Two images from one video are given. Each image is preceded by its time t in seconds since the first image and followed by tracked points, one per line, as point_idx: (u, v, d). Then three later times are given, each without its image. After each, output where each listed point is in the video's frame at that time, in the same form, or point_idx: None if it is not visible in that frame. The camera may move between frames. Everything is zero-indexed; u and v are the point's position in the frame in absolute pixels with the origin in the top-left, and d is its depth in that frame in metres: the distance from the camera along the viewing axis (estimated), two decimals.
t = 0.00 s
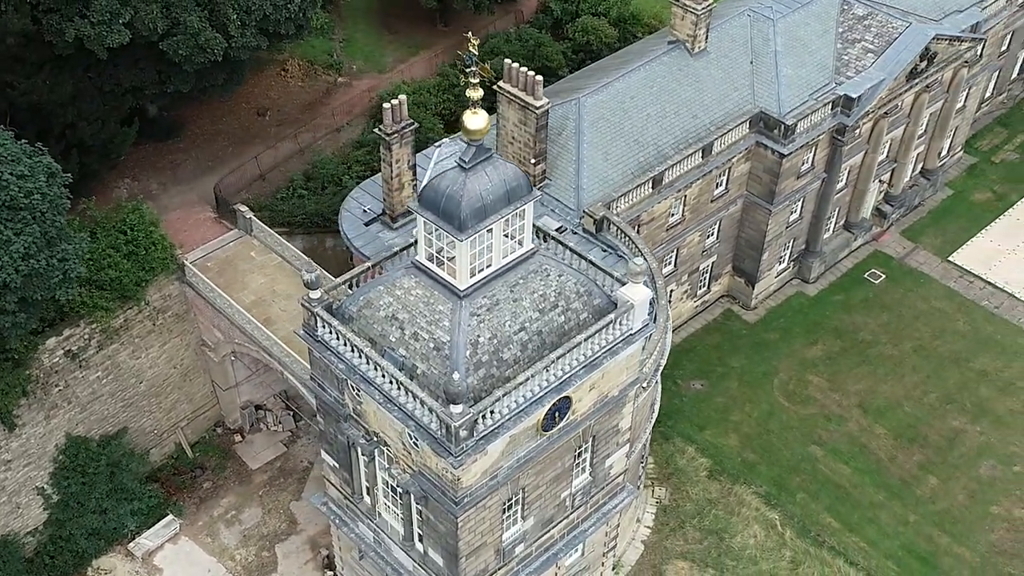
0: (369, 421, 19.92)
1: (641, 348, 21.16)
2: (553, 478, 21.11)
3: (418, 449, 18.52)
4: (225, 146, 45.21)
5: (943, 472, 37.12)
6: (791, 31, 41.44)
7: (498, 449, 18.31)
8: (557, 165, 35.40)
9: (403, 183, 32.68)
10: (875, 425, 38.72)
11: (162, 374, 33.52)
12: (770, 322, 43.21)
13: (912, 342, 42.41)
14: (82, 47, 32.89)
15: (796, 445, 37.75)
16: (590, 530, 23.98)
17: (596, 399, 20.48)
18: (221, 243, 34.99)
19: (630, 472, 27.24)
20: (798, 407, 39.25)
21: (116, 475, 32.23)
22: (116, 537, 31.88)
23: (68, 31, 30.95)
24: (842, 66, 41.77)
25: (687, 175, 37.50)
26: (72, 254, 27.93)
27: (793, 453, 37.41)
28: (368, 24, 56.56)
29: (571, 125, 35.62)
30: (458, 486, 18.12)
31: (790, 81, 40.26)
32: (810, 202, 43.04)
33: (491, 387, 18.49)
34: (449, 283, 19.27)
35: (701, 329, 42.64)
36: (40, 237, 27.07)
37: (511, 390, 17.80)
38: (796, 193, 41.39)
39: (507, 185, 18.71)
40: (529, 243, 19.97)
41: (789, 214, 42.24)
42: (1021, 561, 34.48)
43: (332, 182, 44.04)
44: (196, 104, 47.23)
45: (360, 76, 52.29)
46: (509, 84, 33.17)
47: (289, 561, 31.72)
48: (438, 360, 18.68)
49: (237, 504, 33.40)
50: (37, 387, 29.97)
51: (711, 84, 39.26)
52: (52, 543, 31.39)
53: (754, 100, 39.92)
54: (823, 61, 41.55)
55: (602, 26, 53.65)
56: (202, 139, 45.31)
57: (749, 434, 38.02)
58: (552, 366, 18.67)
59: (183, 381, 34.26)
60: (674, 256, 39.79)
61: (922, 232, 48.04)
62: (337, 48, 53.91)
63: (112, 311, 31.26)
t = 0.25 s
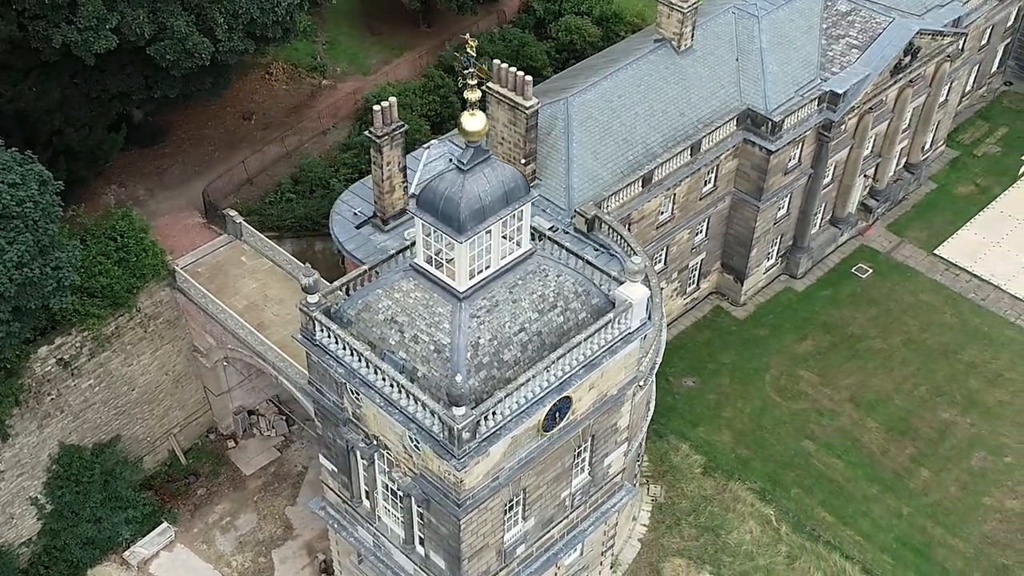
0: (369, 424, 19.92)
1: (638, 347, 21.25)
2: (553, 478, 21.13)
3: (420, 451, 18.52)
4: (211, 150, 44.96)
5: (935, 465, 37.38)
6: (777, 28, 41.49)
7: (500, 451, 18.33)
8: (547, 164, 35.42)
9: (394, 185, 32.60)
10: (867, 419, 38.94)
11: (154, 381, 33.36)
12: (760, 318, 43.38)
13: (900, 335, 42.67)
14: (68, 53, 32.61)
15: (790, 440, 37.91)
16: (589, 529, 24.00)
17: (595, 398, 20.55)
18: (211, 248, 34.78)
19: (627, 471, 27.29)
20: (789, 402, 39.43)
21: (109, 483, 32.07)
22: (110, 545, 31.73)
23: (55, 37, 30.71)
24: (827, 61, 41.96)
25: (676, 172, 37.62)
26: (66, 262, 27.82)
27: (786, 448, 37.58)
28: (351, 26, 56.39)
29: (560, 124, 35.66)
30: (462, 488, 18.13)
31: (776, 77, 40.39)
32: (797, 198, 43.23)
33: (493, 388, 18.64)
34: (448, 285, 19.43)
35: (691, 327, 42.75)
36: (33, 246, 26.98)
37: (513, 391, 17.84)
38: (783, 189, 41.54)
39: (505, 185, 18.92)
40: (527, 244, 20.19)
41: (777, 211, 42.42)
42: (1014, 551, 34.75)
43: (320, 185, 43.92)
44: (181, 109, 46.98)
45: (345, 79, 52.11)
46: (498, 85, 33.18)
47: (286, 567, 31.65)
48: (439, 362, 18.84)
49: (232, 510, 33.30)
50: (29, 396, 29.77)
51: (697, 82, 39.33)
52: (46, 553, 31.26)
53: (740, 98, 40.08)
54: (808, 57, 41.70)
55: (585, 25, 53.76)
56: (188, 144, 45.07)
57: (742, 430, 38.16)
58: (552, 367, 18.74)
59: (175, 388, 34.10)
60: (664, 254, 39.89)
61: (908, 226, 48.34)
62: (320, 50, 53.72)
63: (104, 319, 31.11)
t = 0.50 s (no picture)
0: (370, 428, 19.91)
1: (637, 346, 21.29)
2: (554, 478, 21.15)
3: (423, 454, 18.54)
4: (197, 154, 44.67)
5: (928, 457, 37.61)
6: (762, 25, 41.46)
7: (503, 452, 18.36)
8: (537, 165, 35.44)
9: (386, 187, 32.52)
10: (859, 413, 39.13)
11: (147, 389, 33.18)
12: (749, 314, 43.54)
13: (889, 329, 42.91)
14: (56, 59, 32.36)
15: (783, 435, 38.07)
16: (590, 529, 24.02)
17: (595, 398, 20.57)
18: (201, 253, 34.54)
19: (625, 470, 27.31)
20: (781, 398, 39.59)
21: (104, 492, 31.90)
22: (106, 554, 31.57)
23: (42, 43, 30.43)
24: (812, 58, 42.13)
25: (665, 170, 37.71)
26: (60, 270, 27.77)
27: (779, 444, 37.73)
28: (334, 28, 56.18)
29: (550, 125, 35.67)
30: (465, 490, 18.16)
31: (763, 74, 40.51)
32: (785, 194, 43.39)
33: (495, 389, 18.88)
34: (449, 287, 19.72)
35: (682, 324, 42.85)
36: (27, 254, 26.84)
37: (515, 392, 17.88)
38: (771, 185, 41.69)
39: (503, 186, 19.19)
40: (525, 245, 20.55)
41: (766, 207, 42.59)
42: (1007, 542, 35.02)
43: (308, 189, 43.80)
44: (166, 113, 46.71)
45: (329, 81, 51.86)
46: (489, 86, 33.12)
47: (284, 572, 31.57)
48: (441, 365, 19.09)
49: (228, 516, 33.19)
50: (22, 406, 29.57)
51: (685, 80, 39.40)
52: (42, 563, 31.19)
53: (728, 95, 40.16)
54: (794, 54, 41.83)
55: (569, 24, 53.83)
56: (175, 149, 44.81)
57: (735, 426, 38.28)
58: (553, 367, 18.79)
59: (167, 395, 33.93)
60: (654, 252, 39.98)
61: (894, 220, 48.60)
62: (304, 52, 53.49)
63: (97, 326, 30.93)
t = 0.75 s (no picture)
0: (370, 431, 20.02)
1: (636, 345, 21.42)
2: (555, 478, 21.24)
3: (426, 457, 18.66)
4: (184, 159, 44.36)
5: (920, 450, 37.84)
6: (747, 22, 41.50)
7: (505, 453, 18.53)
8: (528, 165, 35.44)
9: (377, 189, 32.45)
10: (851, 407, 39.33)
11: (140, 396, 33.01)
12: (740, 310, 43.67)
13: (879, 323, 43.15)
14: (44, 66, 32.15)
15: (776, 431, 38.22)
16: (589, 528, 24.06)
17: (595, 398, 20.70)
18: (192, 258, 34.28)
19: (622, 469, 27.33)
20: (773, 393, 39.74)
21: (99, 500, 31.74)
22: (102, 563, 31.38)
23: (30, 50, 30.21)
24: (798, 54, 42.28)
25: (655, 168, 37.77)
26: (55, 278, 27.72)
27: (772, 439, 37.87)
28: (318, 30, 55.97)
29: (539, 125, 35.68)
30: (468, 492, 18.29)
31: (750, 71, 40.63)
32: (773, 190, 43.53)
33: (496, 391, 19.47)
34: (449, 289, 20.27)
35: (673, 322, 42.93)
36: (22, 262, 26.80)
37: (517, 394, 18.05)
38: (760, 182, 41.82)
39: (502, 186, 19.71)
40: (523, 247, 21.14)
41: (755, 204, 42.73)
42: (1001, 533, 35.27)
43: (297, 192, 43.65)
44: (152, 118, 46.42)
45: (314, 84, 51.60)
46: (482, 86, 33.07)
47: None
48: (443, 367, 19.62)
49: (224, 522, 33.08)
50: (15, 416, 29.37)
51: (672, 78, 39.46)
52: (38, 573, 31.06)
53: (715, 93, 40.20)
54: (780, 50, 41.96)
55: (553, 24, 53.90)
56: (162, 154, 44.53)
57: (728, 423, 38.40)
58: (554, 367, 18.98)
59: (160, 401, 33.75)
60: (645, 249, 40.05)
61: (880, 215, 48.84)
62: (288, 55, 53.26)
63: (90, 334, 30.76)
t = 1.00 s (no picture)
0: (370, 435, 20.07)
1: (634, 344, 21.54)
2: (556, 479, 21.27)
3: (428, 460, 18.73)
4: (170, 164, 44.08)
5: (911, 443, 38.08)
6: (731, 20, 41.71)
7: (507, 455, 18.61)
8: (517, 165, 35.44)
9: (369, 192, 32.39)
10: (842, 402, 39.53)
11: (133, 403, 32.84)
12: (729, 307, 43.82)
13: (867, 317, 43.39)
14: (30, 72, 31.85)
15: (768, 427, 38.37)
16: (588, 528, 24.09)
17: (594, 398, 20.79)
18: (182, 265, 33.89)
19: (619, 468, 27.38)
20: (765, 389, 39.90)
21: (94, 510, 31.42)
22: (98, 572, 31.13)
23: (18, 57, 29.79)
24: (783, 51, 42.43)
25: (645, 167, 37.84)
26: (49, 286, 28.63)
27: (765, 435, 38.02)
28: (300, 33, 55.73)
29: (528, 125, 35.70)
30: (471, 494, 18.36)
31: (736, 69, 40.76)
32: (760, 186, 43.67)
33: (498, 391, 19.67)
34: (449, 291, 20.42)
35: (663, 320, 43.01)
36: (16, 272, 27.78)
37: (519, 395, 18.16)
38: (747, 179, 41.98)
39: (500, 187, 19.89)
40: (522, 248, 21.33)
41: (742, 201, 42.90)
42: (994, 524, 35.54)
43: (284, 196, 43.47)
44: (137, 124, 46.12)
45: (299, 87, 51.34)
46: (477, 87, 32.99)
47: None
48: (444, 369, 19.76)
49: (219, 529, 32.95)
50: (8, 426, 29.17)
51: (660, 76, 39.51)
52: None
53: (702, 91, 40.20)
54: (765, 47, 42.09)
55: (535, 24, 53.98)
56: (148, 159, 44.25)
57: (721, 420, 38.53)
58: (554, 368, 19.10)
59: (153, 409, 33.59)
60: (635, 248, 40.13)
61: (866, 209, 49.09)
62: (272, 58, 53.00)
63: (82, 342, 30.61)
